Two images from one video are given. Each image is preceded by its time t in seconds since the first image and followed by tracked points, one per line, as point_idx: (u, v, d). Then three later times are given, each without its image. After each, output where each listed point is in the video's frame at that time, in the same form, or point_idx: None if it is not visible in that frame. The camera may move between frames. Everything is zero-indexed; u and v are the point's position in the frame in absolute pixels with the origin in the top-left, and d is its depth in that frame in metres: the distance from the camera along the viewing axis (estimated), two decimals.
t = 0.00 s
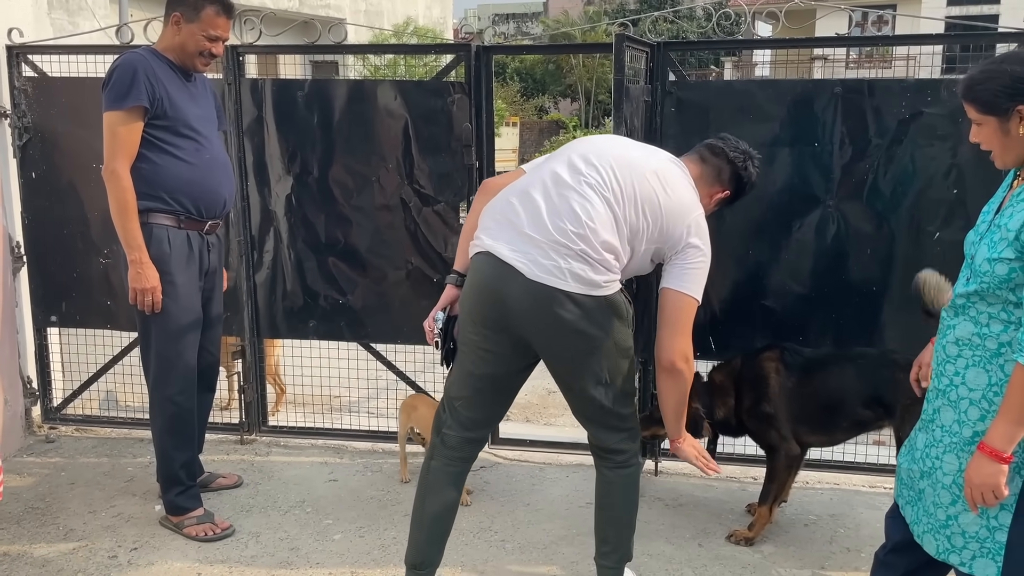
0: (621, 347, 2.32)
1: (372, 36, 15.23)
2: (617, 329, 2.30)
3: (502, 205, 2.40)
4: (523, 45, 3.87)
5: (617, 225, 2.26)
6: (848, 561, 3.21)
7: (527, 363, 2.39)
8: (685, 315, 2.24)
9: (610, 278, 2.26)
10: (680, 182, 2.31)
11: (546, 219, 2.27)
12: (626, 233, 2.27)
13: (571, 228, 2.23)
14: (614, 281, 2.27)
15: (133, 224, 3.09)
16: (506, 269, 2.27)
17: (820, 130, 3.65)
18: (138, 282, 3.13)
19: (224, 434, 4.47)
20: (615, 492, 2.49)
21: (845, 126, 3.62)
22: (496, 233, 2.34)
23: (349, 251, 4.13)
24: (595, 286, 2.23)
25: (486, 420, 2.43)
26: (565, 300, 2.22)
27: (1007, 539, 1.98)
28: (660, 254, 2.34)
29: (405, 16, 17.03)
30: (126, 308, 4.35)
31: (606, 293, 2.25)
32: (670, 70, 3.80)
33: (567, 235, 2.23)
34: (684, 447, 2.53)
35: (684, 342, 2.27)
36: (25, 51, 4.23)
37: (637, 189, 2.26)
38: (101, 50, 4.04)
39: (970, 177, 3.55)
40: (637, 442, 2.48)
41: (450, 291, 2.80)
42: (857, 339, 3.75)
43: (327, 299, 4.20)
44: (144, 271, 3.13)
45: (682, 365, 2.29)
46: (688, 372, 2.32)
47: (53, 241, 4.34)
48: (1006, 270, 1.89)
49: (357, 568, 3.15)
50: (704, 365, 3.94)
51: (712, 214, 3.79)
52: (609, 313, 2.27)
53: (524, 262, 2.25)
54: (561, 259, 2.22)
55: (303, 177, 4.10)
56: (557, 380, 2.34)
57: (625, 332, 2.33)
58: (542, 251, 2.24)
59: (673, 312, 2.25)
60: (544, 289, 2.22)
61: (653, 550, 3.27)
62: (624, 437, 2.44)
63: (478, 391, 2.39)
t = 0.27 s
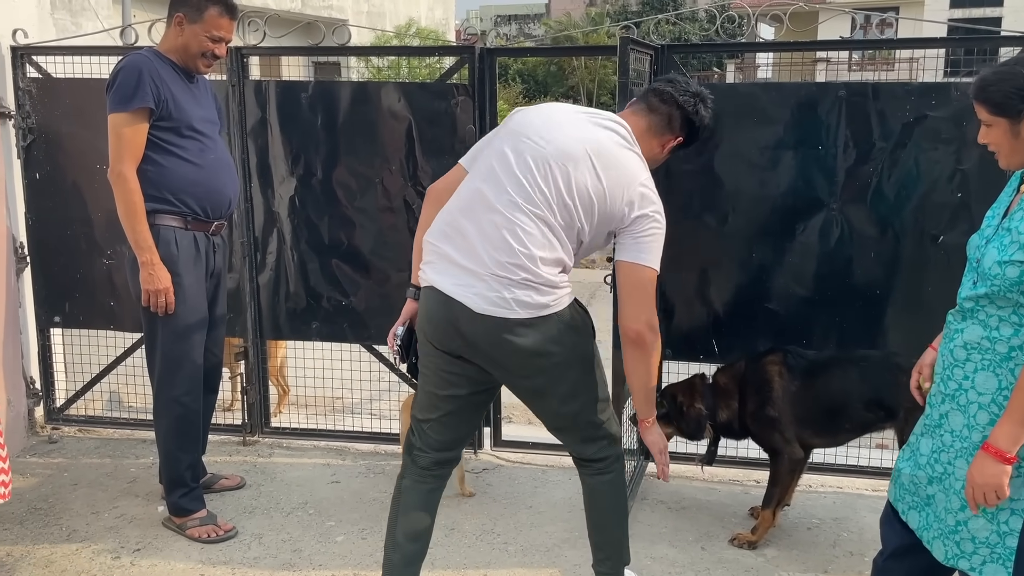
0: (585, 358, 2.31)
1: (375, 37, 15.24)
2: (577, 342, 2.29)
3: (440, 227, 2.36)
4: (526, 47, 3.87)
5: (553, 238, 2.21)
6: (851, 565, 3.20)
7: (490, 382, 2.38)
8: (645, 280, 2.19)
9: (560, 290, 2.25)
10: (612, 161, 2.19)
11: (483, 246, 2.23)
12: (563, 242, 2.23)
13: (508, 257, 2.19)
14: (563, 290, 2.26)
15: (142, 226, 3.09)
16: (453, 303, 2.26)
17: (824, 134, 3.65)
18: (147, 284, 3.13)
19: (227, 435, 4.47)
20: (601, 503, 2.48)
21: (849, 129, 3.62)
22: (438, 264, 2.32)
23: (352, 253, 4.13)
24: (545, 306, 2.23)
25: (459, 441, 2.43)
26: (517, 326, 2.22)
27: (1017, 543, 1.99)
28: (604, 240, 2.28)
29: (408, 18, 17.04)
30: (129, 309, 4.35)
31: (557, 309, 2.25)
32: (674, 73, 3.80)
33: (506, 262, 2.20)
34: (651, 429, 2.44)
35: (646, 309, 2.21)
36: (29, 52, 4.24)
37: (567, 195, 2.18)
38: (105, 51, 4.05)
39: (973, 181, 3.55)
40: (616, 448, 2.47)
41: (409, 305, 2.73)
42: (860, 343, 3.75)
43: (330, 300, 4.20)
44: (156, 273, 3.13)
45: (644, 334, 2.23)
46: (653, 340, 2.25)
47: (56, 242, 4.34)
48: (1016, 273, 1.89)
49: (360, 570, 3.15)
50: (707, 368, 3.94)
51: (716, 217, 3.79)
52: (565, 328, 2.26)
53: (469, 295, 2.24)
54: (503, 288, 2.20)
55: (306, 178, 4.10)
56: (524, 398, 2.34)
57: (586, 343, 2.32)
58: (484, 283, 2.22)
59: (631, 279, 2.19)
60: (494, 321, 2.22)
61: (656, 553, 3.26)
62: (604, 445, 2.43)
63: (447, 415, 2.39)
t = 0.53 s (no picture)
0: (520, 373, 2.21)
1: (378, 39, 15.26)
2: (510, 356, 2.19)
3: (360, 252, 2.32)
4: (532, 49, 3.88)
5: (469, 242, 2.13)
6: (857, 567, 3.21)
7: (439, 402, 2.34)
8: (541, 239, 2.11)
9: (488, 299, 2.15)
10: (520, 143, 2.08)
11: (400, 260, 2.16)
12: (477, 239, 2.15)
13: (425, 268, 2.12)
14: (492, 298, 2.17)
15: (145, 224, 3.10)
16: (377, 324, 2.19)
17: (831, 136, 3.66)
18: (150, 282, 3.14)
19: (232, 435, 4.48)
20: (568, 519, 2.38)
21: (855, 132, 3.63)
22: (361, 283, 2.26)
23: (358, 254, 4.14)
24: (469, 319, 2.13)
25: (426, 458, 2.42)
26: (441, 342, 2.14)
27: None
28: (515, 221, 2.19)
29: (411, 20, 17.07)
30: (136, 309, 4.37)
31: (485, 321, 2.15)
32: (680, 74, 3.79)
33: (424, 275, 2.12)
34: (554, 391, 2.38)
35: (542, 266, 2.14)
36: (37, 53, 4.26)
37: (464, 187, 2.10)
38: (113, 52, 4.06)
39: (980, 183, 3.55)
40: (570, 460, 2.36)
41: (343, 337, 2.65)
42: (865, 345, 3.75)
43: (336, 301, 4.20)
44: (158, 271, 3.14)
45: (539, 293, 2.17)
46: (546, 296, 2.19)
47: (63, 242, 4.35)
48: None
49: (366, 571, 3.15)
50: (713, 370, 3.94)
51: (721, 218, 3.80)
52: (490, 342, 2.17)
53: (389, 312, 2.16)
54: (422, 303, 2.12)
55: (313, 179, 4.11)
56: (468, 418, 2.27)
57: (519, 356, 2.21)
58: (402, 299, 2.14)
59: (524, 239, 2.10)
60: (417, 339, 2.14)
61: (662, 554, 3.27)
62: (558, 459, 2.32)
63: (411, 435, 2.39)
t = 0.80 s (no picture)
0: (444, 377, 2.01)
1: (383, 40, 15.29)
2: (431, 357, 2.00)
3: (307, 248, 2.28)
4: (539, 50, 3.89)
5: (378, 222, 1.99)
6: (863, 567, 3.20)
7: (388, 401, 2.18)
8: (454, 191, 1.90)
9: (401, 287, 1.97)
10: (422, 106, 1.90)
11: (321, 247, 2.08)
12: (393, 213, 2.00)
13: (337, 253, 2.02)
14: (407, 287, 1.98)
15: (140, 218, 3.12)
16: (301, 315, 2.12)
17: (837, 136, 3.66)
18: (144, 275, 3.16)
19: (238, 435, 4.50)
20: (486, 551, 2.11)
21: (861, 132, 3.63)
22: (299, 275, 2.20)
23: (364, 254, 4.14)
24: (375, 307, 1.96)
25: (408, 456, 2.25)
26: (349, 332, 2.00)
27: None
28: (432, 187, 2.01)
29: (416, 21, 17.11)
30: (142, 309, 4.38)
31: (396, 312, 1.96)
32: (686, 75, 3.80)
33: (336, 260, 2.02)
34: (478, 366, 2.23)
35: (458, 223, 1.93)
36: (45, 53, 4.28)
37: (372, 160, 2.00)
38: (121, 52, 4.08)
39: (987, 184, 3.55)
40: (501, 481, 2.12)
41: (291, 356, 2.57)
42: (871, 346, 3.75)
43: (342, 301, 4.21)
44: (149, 263, 3.15)
45: (457, 256, 1.94)
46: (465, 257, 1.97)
47: (70, 241, 4.37)
48: None
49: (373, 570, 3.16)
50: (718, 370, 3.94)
51: (727, 219, 3.80)
52: (404, 335, 1.98)
53: (308, 301, 2.08)
54: (332, 289, 2.01)
55: (319, 180, 4.12)
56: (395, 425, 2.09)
57: (444, 360, 2.01)
58: (318, 286, 2.05)
59: (433, 193, 1.90)
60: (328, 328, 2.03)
61: (668, 554, 3.27)
62: (484, 479, 2.08)
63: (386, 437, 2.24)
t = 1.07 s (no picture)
0: (334, 428, 2.04)
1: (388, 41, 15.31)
2: (335, 388, 2.02)
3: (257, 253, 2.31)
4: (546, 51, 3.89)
5: (309, 246, 2.00)
6: (871, 568, 3.20)
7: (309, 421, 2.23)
8: (394, 212, 1.87)
9: (328, 318, 1.99)
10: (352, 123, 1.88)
11: (263, 263, 2.12)
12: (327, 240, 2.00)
13: (273, 273, 2.05)
14: (334, 318, 1.99)
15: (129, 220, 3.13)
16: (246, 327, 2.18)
17: (843, 136, 3.65)
18: (130, 279, 3.17)
19: (245, 435, 4.51)
20: None
21: (868, 133, 3.62)
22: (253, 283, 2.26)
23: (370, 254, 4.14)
24: (300, 337, 2.00)
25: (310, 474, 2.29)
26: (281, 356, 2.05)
27: None
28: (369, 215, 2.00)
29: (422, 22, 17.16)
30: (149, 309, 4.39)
31: (323, 342, 1.99)
32: (692, 75, 3.80)
33: (273, 279, 2.06)
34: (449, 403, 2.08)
35: (408, 243, 1.89)
36: (53, 54, 4.29)
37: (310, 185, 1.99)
38: (128, 53, 4.09)
39: (994, 184, 3.54)
40: (365, 545, 2.13)
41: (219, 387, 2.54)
42: (878, 346, 3.74)
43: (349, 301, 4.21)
44: (133, 268, 3.17)
45: (407, 274, 1.89)
46: (421, 280, 1.92)
47: (78, 242, 4.39)
48: None
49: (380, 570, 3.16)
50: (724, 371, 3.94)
51: (734, 219, 3.80)
52: (316, 365, 2.01)
53: (250, 316, 2.14)
54: (268, 310, 2.06)
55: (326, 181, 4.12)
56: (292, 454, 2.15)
57: (341, 412, 2.04)
58: (258, 304, 2.10)
59: (375, 213, 1.87)
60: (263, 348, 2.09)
61: (674, 554, 3.27)
62: (343, 538, 2.10)
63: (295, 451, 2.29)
